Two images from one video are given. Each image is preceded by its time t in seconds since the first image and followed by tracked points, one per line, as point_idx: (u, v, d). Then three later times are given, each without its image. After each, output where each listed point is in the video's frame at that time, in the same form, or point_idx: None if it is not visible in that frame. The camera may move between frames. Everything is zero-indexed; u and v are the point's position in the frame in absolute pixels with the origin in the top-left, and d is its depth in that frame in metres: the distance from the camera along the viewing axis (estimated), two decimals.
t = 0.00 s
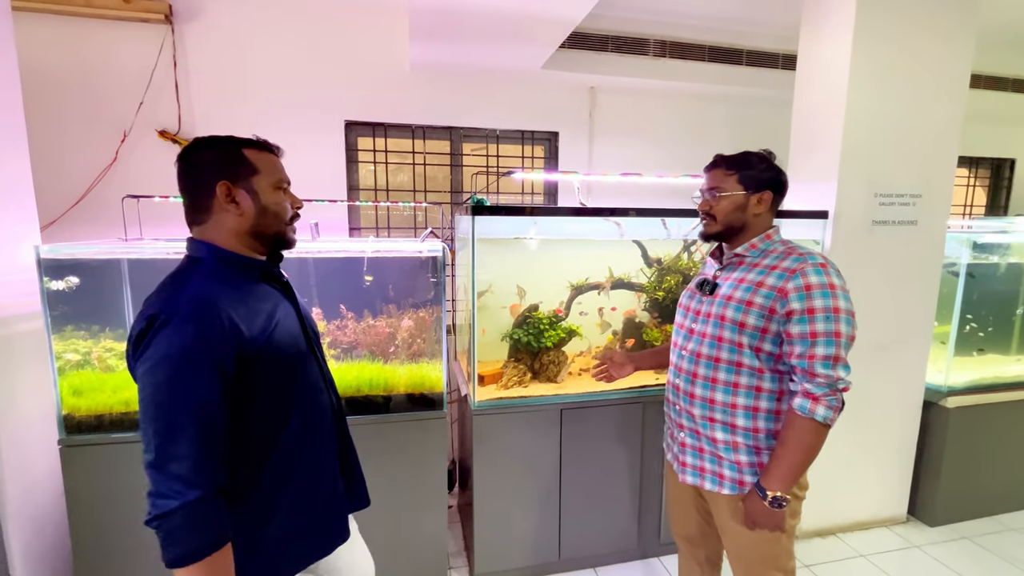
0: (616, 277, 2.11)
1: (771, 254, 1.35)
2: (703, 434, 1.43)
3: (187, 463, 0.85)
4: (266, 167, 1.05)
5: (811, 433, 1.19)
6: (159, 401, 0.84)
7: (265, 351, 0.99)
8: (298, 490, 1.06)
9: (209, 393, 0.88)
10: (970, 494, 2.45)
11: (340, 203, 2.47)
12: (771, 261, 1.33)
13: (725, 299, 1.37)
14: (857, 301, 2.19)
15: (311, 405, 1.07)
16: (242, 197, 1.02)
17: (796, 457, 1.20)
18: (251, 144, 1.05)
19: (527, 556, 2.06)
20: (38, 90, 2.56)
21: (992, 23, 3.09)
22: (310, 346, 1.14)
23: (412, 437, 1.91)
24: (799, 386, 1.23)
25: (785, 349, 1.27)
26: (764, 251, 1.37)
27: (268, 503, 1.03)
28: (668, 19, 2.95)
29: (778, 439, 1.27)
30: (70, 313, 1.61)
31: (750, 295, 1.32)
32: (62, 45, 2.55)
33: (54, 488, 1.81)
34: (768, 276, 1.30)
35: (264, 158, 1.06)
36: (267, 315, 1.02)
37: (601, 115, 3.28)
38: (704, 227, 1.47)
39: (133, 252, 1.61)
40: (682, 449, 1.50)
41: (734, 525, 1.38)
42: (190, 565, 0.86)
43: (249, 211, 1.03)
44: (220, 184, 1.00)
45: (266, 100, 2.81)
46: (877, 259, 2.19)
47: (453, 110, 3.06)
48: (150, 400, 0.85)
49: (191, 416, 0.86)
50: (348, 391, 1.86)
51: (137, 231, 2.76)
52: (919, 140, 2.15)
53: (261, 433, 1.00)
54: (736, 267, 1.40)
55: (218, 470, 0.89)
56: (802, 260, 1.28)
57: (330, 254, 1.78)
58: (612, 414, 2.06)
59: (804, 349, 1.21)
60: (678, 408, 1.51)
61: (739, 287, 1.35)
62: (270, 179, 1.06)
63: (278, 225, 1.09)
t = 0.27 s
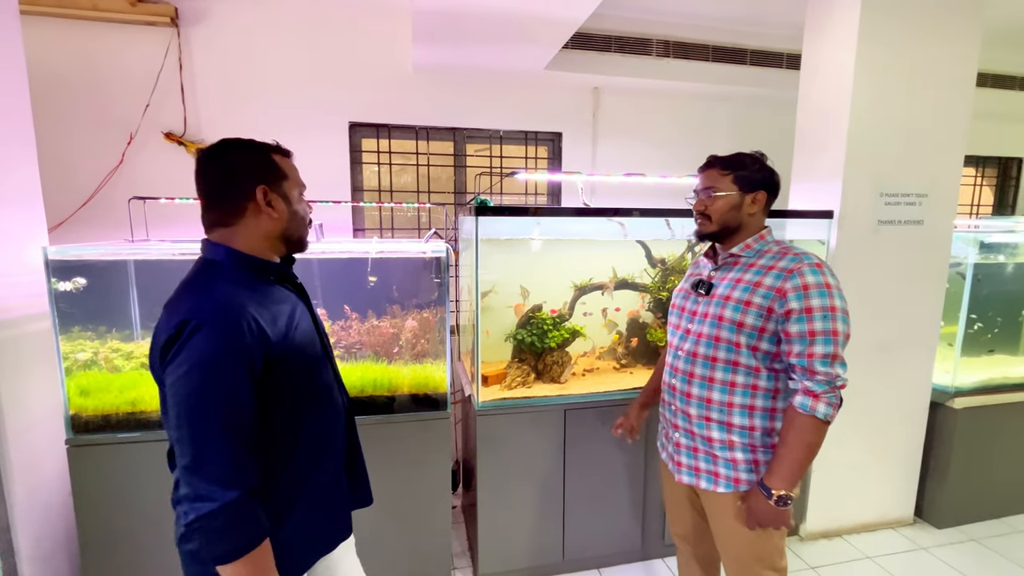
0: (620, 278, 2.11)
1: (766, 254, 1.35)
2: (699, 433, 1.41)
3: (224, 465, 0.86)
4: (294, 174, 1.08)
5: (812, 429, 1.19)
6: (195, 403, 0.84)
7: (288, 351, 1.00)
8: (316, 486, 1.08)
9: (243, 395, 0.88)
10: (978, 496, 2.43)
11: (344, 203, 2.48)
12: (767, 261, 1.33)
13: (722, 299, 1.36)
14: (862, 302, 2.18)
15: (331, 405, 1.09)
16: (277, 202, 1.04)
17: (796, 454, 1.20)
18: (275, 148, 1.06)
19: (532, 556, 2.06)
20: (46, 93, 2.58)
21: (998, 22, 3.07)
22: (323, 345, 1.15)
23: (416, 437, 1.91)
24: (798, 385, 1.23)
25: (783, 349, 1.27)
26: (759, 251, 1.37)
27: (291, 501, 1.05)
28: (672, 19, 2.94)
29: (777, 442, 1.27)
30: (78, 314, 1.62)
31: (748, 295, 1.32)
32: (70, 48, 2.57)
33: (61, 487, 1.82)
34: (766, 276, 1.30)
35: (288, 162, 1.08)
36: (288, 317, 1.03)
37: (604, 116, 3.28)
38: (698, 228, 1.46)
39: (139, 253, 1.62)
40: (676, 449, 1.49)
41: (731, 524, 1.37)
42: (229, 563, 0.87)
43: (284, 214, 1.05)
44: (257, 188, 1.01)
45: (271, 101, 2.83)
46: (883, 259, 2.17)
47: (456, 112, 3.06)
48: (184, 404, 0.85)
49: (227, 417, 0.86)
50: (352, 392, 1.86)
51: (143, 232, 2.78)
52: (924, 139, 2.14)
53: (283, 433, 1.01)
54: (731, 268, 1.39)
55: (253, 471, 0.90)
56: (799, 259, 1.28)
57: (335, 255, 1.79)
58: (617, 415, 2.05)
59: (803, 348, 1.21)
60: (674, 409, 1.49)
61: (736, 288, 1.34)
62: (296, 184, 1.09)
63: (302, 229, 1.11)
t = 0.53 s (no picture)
0: (625, 279, 2.12)
1: (757, 256, 1.34)
2: (692, 434, 1.40)
3: (269, 457, 0.87)
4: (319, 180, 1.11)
5: (811, 428, 1.21)
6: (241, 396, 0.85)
7: (321, 344, 1.01)
8: (346, 478, 1.10)
9: (285, 387, 0.90)
10: (988, 500, 2.40)
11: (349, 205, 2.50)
12: (759, 263, 1.32)
13: (716, 301, 1.35)
14: (870, 303, 2.16)
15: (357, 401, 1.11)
16: (306, 206, 1.06)
17: (796, 452, 1.22)
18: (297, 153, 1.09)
19: (537, 558, 2.06)
20: (56, 97, 2.61)
21: (1008, 20, 3.04)
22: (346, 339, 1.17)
23: (421, 438, 1.91)
24: (793, 385, 1.24)
25: (776, 349, 1.27)
26: (751, 253, 1.36)
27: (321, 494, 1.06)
28: (677, 19, 2.94)
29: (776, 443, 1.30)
30: (86, 315, 1.64)
31: (742, 297, 1.31)
32: (79, 53, 2.60)
33: (70, 487, 1.83)
34: (758, 278, 1.29)
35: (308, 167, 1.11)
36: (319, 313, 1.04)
37: (609, 116, 3.28)
38: (688, 229, 1.46)
39: (147, 255, 1.63)
40: (668, 450, 1.47)
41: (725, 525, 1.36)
42: (274, 553, 0.89)
43: (311, 219, 1.08)
44: (291, 192, 1.03)
45: (277, 104, 2.85)
46: (891, 260, 2.15)
47: (461, 113, 3.07)
48: (230, 397, 0.85)
49: (273, 410, 0.87)
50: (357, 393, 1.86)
51: (151, 234, 2.81)
52: (932, 139, 2.12)
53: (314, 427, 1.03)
54: (723, 270, 1.38)
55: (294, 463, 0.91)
56: (791, 261, 1.28)
57: (340, 256, 1.79)
58: (622, 416, 2.04)
59: (797, 349, 1.22)
60: (667, 409, 1.48)
61: (730, 289, 1.33)
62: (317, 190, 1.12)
63: (322, 233, 1.14)
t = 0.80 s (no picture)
0: (632, 281, 2.10)
1: (754, 259, 1.33)
2: (693, 436, 1.38)
3: (316, 442, 0.88)
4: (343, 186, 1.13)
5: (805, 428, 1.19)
6: (287, 382, 0.86)
7: (351, 334, 1.03)
8: (375, 467, 1.11)
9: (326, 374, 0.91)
10: (1002, 506, 2.36)
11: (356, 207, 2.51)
12: (755, 265, 1.31)
13: (714, 304, 1.34)
14: (880, 305, 2.13)
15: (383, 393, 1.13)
16: (332, 210, 1.08)
17: (790, 452, 1.20)
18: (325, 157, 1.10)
19: (542, 561, 2.05)
20: (70, 101, 2.66)
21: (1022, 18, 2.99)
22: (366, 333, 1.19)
23: (426, 440, 1.92)
24: (790, 386, 1.22)
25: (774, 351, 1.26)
26: (747, 256, 1.34)
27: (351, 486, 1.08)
28: (684, 20, 2.93)
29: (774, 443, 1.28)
30: (98, 316, 1.66)
31: (740, 300, 1.30)
32: (93, 57, 2.65)
33: (82, 486, 1.86)
34: (755, 280, 1.28)
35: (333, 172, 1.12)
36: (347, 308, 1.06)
37: (616, 118, 3.27)
38: (683, 235, 1.44)
39: (157, 257, 1.65)
40: (670, 453, 1.44)
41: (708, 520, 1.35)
42: (320, 539, 0.89)
43: (335, 222, 1.09)
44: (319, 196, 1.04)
45: (286, 107, 2.87)
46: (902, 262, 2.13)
47: (467, 115, 3.08)
48: (276, 385, 0.86)
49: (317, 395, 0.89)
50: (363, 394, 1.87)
51: (161, 236, 2.84)
52: (945, 139, 2.09)
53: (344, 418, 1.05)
54: (719, 273, 1.36)
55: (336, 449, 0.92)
56: (786, 264, 1.27)
57: (348, 257, 1.80)
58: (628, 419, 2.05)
59: (794, 350, 1.20)
60: (668, 413, 1.46)
61: (728, 293, 1.32)
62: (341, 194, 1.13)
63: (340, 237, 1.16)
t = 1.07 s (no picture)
0: (640, 282, 2.10)
1: (760, 256, 1.31)
2: (703, 441, 1.36)
3: (348, 429, 0.90)
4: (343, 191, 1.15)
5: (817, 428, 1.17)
6: (321, 371, 0.88)
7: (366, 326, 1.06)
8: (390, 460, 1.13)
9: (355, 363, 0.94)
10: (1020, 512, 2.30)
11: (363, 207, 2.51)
12: (761, 262, 1.29)
13: (720, 303, 1.31)
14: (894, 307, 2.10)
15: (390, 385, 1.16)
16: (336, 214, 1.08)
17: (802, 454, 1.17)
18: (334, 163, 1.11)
19: (548, 562, 2.04)
20: (84, 102, 2.70)
21: None
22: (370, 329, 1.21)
23: (432, 440, 1.91)
24: (802, 386, 1.19)
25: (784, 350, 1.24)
26: (752, 253, 1.32)
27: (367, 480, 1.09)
28: (694, 18, 2.90)
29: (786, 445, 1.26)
30: (109, 315, 1.68)
31: (746, 299, 1.28)
32: (106, 59, 2.68)
33: (93, 482, 1.88)
34: (762, 278, 1.26)
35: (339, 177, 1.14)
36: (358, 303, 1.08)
37: (624, 117, 3.25)
38: (687, 235, 1.41)
39: (167, 256, 1.67)
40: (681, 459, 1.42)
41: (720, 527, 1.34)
42: (353, 525, 0.91)
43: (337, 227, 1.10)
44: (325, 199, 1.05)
45: (295, 107, 2.89)
46: (916, 262, 2.09)
47: (475, 115, 3.08)
48: (309, 374, 0.87)
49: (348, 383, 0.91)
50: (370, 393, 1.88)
51: (172, 236, 2.87)
52: (961, 137, 2.05)
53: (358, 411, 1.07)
54: (724, 271, 1.34)
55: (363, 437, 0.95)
56: (792, 259, 1.25)
57: (355, 257, 1.81)
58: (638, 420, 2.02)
59: (804, 348, 1.18)
60: (676, 418, 1.44)
61: (733, 291, 1.30)
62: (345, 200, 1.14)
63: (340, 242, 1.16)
